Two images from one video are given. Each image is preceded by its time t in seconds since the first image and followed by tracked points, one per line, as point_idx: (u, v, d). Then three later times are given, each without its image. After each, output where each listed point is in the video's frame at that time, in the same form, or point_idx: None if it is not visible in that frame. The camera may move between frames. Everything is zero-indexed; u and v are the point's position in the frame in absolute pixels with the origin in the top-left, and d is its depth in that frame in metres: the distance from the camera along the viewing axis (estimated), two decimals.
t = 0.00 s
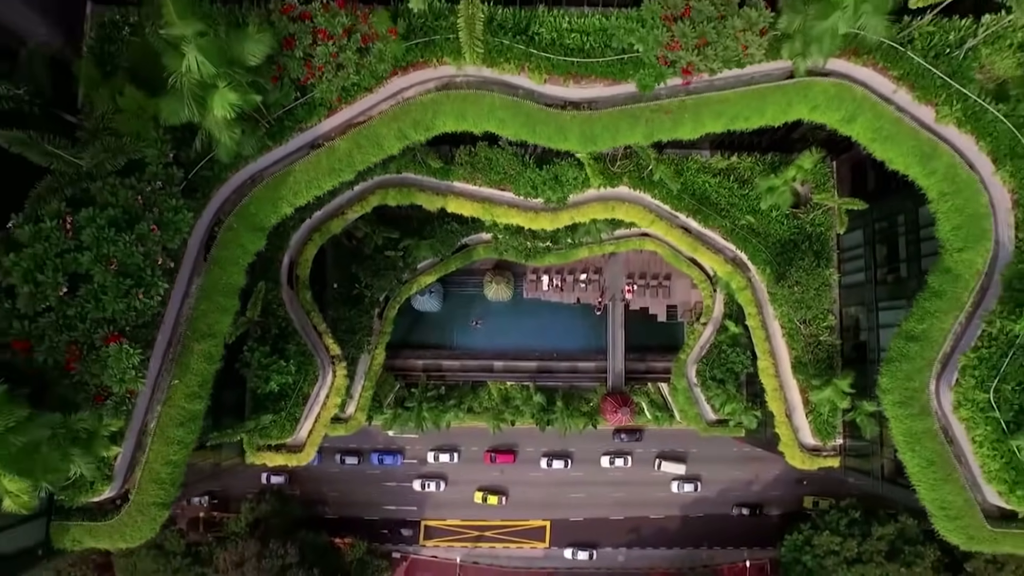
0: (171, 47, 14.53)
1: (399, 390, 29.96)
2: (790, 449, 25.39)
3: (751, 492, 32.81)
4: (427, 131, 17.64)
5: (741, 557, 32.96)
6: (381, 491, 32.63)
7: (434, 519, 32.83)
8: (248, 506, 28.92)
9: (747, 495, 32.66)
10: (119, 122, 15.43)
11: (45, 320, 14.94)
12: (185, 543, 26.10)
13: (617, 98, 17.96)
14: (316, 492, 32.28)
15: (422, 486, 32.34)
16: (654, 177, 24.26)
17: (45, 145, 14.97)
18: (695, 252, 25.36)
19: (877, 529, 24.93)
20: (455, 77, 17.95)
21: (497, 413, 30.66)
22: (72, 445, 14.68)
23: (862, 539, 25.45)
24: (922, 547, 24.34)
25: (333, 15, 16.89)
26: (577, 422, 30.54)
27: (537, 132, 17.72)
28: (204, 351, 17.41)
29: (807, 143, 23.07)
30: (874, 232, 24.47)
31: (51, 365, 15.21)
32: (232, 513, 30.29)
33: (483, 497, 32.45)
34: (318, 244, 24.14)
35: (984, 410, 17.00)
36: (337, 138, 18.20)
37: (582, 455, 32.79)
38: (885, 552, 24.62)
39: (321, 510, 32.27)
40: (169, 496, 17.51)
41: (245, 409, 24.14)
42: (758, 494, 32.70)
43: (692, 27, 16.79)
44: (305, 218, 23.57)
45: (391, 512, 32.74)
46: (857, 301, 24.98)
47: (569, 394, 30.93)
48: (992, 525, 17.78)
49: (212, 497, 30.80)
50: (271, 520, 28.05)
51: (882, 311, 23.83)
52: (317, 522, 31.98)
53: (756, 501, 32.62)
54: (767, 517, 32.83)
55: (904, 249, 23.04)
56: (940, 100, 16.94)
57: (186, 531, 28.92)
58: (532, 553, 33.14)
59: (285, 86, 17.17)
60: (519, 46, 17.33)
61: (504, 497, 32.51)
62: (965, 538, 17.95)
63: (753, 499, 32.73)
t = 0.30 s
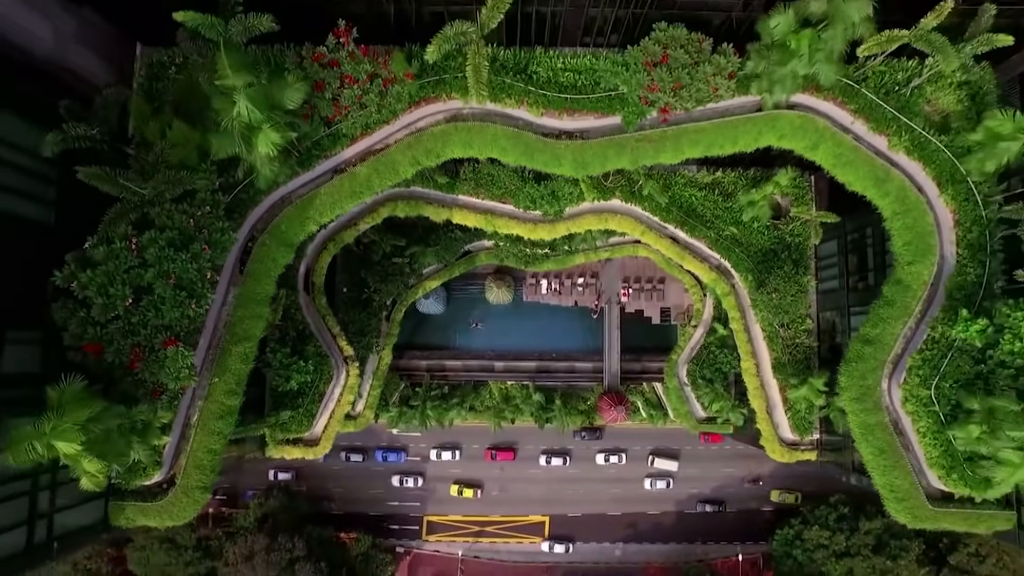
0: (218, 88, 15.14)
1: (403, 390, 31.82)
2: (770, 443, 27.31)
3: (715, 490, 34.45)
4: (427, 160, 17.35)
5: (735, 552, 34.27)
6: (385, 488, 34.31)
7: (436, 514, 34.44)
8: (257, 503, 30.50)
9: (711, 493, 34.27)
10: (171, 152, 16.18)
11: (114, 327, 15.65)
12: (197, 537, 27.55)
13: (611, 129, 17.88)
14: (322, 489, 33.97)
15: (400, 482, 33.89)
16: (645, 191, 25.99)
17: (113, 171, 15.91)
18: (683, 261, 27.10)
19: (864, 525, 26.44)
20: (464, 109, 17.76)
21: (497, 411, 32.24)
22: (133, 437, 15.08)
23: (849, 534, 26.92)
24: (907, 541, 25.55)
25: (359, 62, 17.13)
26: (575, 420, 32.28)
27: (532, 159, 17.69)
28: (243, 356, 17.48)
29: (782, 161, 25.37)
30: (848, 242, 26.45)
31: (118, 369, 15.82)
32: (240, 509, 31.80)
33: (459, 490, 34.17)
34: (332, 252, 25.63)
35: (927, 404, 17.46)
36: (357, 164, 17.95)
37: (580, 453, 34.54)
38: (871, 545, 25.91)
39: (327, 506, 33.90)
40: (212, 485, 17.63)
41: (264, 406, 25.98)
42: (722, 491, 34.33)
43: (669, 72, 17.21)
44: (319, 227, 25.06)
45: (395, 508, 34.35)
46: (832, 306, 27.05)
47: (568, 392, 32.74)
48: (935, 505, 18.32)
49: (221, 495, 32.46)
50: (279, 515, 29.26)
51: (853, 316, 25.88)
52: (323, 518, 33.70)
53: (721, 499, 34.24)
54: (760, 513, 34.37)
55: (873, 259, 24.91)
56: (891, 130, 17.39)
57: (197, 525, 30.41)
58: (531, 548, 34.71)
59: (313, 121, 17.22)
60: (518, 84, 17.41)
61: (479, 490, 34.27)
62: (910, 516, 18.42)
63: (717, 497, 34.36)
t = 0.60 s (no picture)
0: (248, 115, 16.12)
1: (407, 388, 33.42)
2: (755, 436, 28.95)
3: (683, 486, 35.90)
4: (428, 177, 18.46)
5: (729, 547, 35.77)
6: (389, 485, 35.84)
7: (439, 510, 35.95)
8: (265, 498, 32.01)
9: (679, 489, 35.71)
10: (201, 171, 16.62)
11: (157, 327, 16.04)
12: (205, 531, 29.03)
13: (601, 148, 19.06)
14: (327, 484, 35.50)
15: (385, 477, 35.41)
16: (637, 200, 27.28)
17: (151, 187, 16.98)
18: (673, 266, 28.48)
19: (854, 520, 27.45)
20: (467, 129, 18.89)
21: (498, 408, 33.99)
22: (170, 427, 16.02)
23: (840, 528, 27.92)
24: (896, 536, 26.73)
25: (375, 91, 17.90)
26: (572, 417, 33.68)
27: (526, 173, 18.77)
28: (266, 356, 18.62)
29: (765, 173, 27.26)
30: (826, 248, 28.12)
31: (160, 368, 16.21)
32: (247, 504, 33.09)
33: (441, 483, 35.58)
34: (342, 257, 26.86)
35: (886, 400, 18.18)
36: (371, 180, 18.94)
37: (577, 450, 36.03)
38: (860, 539, 27.01)
39: (332, 501, 35.46)
40: (239, 472, 18.90)
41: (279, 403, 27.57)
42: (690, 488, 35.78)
43: (652, 101, 18.09)
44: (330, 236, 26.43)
45: (397, 504, 35.87)
46: (812, 309, 28.69)
47: (566, 390, 34.32)
48: (894, 490, 18.95)
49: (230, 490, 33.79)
50: (285, 510, 30.60)
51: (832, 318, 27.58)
52: (329, 512, 35.37)
53: (688, 495, 35.69)
54: (753, 509, 35.81)
55: (850, 265, 26.42)
56: (855, 150, 18.79)
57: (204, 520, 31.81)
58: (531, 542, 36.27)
59: (336, 139, 17.78)
60: (517, 108, 18.48)
61: (459, 483, 35.64)
62: (870, 500, 19.05)
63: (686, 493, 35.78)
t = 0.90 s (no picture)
0: (278, 142, 18.22)
1: (411, 386, 35.19)
2: (738, 431, 30.93)
3: (648, 483, 37.71)
4: (434, 194, 20.26)
5: (722, 541, 37.54)
6: (394, 481, 37.51)
7: (441, 505, 37.64)
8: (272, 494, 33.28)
9: (644, 486, 37.52)
10: (233, 187, 18.49)
11: (198, 328, 18.06)
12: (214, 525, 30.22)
13: (592, 167, 20.89)
14: (332, 480, 37.11)
15: (372, 473, 36.88)
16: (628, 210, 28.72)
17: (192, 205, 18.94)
18: (662, 271, 30.35)
19: (842, 514, 28.77)
20: (471, 150, 20.71)
21: (498, 406, 35.79)
22: (208, 418, 17.89)
23: (829, 523, 29.02)
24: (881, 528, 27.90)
25: (390, 120, 19.62)
26: (570, 415, 35.43)
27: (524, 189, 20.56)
28: (287, 355, 20.27)
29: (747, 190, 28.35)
30: (805, 254, 29.53)
31: (200, 365, 18.19)
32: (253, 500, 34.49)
33: (424, 477, 37.09)
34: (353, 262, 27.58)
35: (847, 394, 19.91)
36: (383, 197, 20.69)
37: (574, 447, 37.61)
38: (848, 533, 28.17)
39: (336, 497, 37.13)
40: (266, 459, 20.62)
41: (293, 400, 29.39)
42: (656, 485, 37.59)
43: (636, 128, 19.91)
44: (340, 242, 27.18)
45: (400, 499, 37.54)
46: (793, 312, 30.44)
47: (563, 389, 36.22)
48: (854, 475, 20.76)
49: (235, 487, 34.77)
50: (292, 504, 31.89)
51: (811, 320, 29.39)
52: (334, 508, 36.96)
53: (652, 492, 37.49)
54: (745, 506, 37.70)
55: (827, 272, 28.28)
56: (821, 169, 20.31)
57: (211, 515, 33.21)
58: (532, 537, 38.14)
59: (353, 158, 19.66)
60: (515, 132, 20.25)
61: (442, 477, 37.17)
62: (835, 485, 20.82)
63: (651, 490, 37.59)
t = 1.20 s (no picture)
0: (300, 163, 20.15)
1: (415, 385, 36.61)
2: (725, 427, 32.62)
3: (619, 480, 39.29)
4: (444, 207, 22.07)
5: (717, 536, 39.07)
6: (398, 478, 39.13)
7: (443, 501, 39.32)
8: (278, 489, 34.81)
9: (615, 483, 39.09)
10: (257, 203, 20.31)
11: (228, 330, 19.90)
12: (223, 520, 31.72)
13: (584, 183, 22.78)
14: (336, 477, 38.86)
15: (361, 468, 38.41)
16: (622, 218, 30.13)
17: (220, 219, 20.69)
18: (653, 276, 31.77)
19: (832, 509, 29.44)
20: (474, 167, 22.47)
21: (498, 404, 37.38)
22: (236, 412, 19.67)
23: (819, 517, 29.75)
24: (868, 522, 28.69)
25: (400, 142, 21.42)
26: (567, 412, 37.08)
27: (522, 201, 22.32)
28: (306, 355, 22.01)
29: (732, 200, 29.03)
30: (786, 261, 31.52)
31: (229, 364, 20.05)
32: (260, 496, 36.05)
33: (410, 471, 38.69)
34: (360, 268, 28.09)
35: (818, 390, 21.67)
36: (394, 210, 22.43)
37: (572, 445, 39.12)
38: (837, 527, 29.04)
39: (341, 493, 38.85)
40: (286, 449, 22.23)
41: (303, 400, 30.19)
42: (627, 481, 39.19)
43: (623, 149, 21.73)
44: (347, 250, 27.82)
45: (402, 496, 39.15)
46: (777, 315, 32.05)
47: (561, 387, 37.86)
48: (825, 465, 22.53)
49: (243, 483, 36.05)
50: (298, 500, 33.47)
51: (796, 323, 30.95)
52: (338, 504, 38.66)
53: (623, 488, 39.06)
54: (739, 502, 39.16)
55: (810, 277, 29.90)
56: (796, 184, 22.00)
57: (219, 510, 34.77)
58: (531, 531, 39.79)
59: (368, 176, 21.49)
60: (514, 151, 22.11)
61: (427, 471, 38.83)
62: (806, 475, 22.58)
63: (622, 486, 39.14)
